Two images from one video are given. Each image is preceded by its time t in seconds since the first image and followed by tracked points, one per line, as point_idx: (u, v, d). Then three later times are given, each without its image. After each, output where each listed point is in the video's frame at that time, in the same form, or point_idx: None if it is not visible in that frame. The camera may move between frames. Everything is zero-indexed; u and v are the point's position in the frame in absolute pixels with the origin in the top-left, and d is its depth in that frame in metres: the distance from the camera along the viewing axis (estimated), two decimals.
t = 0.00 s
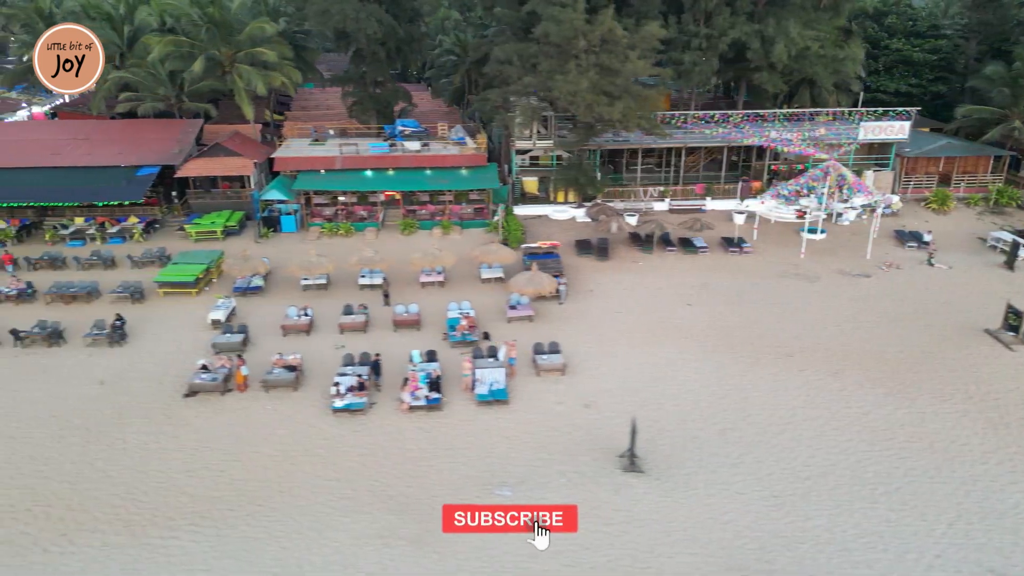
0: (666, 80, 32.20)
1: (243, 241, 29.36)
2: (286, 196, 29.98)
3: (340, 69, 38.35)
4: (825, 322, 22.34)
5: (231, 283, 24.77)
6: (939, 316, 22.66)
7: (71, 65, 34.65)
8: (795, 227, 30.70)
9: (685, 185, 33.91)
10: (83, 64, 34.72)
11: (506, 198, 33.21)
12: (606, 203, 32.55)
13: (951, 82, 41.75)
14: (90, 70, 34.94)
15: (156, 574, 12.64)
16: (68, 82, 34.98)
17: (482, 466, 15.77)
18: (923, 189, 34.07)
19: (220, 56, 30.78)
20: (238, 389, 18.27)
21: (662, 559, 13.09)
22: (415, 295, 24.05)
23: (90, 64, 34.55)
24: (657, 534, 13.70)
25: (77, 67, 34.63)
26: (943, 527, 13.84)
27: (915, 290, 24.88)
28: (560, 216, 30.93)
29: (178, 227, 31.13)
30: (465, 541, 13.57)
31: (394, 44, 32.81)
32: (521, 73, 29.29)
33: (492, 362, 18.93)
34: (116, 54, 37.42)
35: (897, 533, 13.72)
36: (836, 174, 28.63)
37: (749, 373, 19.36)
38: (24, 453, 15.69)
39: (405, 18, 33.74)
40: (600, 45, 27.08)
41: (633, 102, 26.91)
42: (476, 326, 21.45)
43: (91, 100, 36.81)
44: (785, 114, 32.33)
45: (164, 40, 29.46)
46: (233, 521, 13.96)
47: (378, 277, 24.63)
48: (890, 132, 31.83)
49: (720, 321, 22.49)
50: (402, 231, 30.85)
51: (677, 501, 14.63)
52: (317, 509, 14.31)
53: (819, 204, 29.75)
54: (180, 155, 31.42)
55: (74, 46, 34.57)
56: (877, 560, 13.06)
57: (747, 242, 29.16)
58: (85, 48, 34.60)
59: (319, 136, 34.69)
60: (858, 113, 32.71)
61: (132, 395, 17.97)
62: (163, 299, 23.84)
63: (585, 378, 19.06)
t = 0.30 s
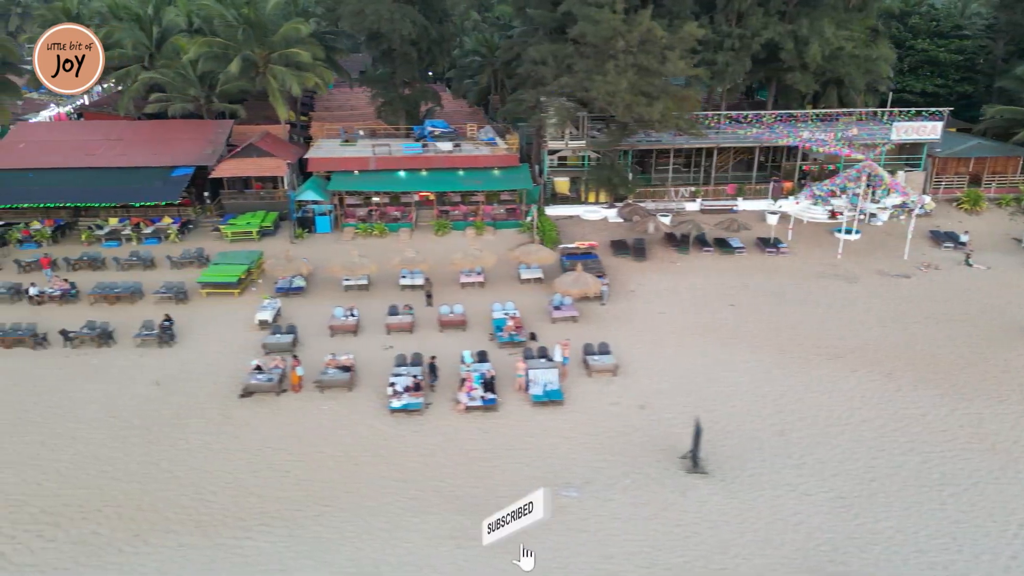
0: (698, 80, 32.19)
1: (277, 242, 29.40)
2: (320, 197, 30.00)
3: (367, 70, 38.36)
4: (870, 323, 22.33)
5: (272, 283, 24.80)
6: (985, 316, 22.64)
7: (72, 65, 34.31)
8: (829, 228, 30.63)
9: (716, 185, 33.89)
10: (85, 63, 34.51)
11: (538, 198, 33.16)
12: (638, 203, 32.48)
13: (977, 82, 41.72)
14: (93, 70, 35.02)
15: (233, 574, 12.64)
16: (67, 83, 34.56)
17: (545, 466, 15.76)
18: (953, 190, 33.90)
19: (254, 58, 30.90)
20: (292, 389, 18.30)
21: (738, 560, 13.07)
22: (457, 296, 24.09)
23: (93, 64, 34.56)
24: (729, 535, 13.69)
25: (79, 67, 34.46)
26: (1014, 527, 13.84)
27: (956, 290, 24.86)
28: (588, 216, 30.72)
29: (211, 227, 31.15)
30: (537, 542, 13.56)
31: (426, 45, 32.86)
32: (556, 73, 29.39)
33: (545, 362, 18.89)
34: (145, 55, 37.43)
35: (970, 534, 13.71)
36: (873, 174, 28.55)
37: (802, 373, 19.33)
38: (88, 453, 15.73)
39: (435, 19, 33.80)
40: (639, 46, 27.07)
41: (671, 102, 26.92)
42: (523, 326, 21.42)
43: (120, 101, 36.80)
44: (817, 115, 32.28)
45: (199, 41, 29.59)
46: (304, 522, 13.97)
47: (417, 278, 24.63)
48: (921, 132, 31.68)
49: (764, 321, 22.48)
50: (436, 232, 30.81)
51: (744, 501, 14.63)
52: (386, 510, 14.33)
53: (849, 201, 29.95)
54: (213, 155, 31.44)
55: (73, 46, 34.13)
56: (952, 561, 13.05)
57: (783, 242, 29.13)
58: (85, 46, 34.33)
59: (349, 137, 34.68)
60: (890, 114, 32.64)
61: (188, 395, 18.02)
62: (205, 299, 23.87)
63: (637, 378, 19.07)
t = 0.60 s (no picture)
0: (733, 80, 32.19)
1: (315, 243, 29.48)
2: (357, 198, 30.10)
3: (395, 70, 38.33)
4: (919, 323, 22.31)
5: (316, 283, 24.84)
6: None
7: (72, 65, 35.24)
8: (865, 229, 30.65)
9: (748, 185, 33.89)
10: (85, 64, 35.54)
11: (572, 198, 33.20)
12: (672, 203, 32.48)
13: (1005, 82, 41.48)
14: (92, 71, 35.88)
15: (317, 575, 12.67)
16: (66, 83, 35.52)
17: (612, 467, 15.76)
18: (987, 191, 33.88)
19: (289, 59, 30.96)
20: (351, 389, 18.34)
21: (817, 562, 13.06)
22: (501, 297, 24.11)
23: (92, 65, 35.59)
24: (806, 535, 13.69)
25: (79, 67, 35.44)
26: None
27: (1000, 291, 24.85)
28: (622, 217, 30.66)
29: (246, 227, 31.20)
30: (614, 542, 13.57)
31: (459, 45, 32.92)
32: (593, 73, 29.36)
33: (601, 363, 18.88)
34: (175, 55, 37.38)
35: None
36: (911, 175, 28.47)
37: (857, 374, 19.33)
38: (155, 454, 15.77)
39: (467, 19, 33.79)
40: (679, 46, 27.11)
41: (711, 103, 26.94)
42: (572, 327, 21.42)
43: (150, 102, 36.73)
44: (851, 115, 32.28)
45: (237, 41, 29.69)
46: (379, 522, 13.99)
47: (459, 278, 24.66)
48: (955, 132, 31.54)
49: (812, 322, 22.47)
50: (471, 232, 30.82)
51: (817, 502, 14.63)
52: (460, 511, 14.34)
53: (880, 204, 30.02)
54: (248, 155, 31.50)
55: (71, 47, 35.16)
56: None
57: (820, 242, 29.13)
58: (85, 48, 35.42)
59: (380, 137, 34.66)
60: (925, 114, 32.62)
61: (247, 395, 18.06)
62: (250, 299, 23.88)
63: (693, 378, 19.07)
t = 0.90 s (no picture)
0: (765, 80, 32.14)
1: (350, 243, 29.48)
2: (390, 198, 30.11)
3: (422, 70, 38.29)
4: (963, 324, 22.25)
5: (355, 284, 24.85)
6: None
7: (71, 64, 35.23)
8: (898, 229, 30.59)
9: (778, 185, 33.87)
10: (84, 64, 35.70)
11: (603, 199, 33.14)
12: (703, 203, 32.45)
13: None
14: (92, 71, 35.98)
15: (392, 574, 12.69)
16: (66, 82, 35.47)
17: (673, 467, 15.73)
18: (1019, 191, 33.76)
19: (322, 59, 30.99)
20: (404, 389, 18.42)
21: (891, 563, 13.06)
22: (542, 297, 24.10)
23: (92, 64, 35.63)
24: (876, 537, 13.67)
25: (77, 67, 35.38)
26: None
27: None
28: (655, 217, 30.64)
29: (279, 228, 31.24)
30: (685, 542, 13.53)
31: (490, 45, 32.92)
32: (627, 73, 29.36)
33: (653, 364, 18.86)
34: (203, 56, 37.36)
35: None
36: (947, 175, 28.31)
37: (909, 375, 19.31)
38: (217, 455, 15.82)
39: (497, 19, 33.78)
40: (717, 46, 27.10)
41: (749, 102, 26.92)
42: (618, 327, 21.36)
43: (177, 101, 36.70)
44: (884, 115, 32.26)
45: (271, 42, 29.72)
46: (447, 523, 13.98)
47: (498, 279, 24.68)
48: (987, 132, 31.37)
49: (857, 322, 22.41)
50: (503, 232, 30.76)
51: (883, 504, 14.60)
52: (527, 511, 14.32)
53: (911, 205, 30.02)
54: (281, 156, 31.56)
55: (72, 46, 35.28)
56: None
57: (855, 242, 29.09)
58: (85, 47, 35.49)
59: (409, 137, 34.64)
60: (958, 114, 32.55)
61: (301, 397, 18.10)
62: (292, 300, 23.89)
63: (745, 379, 19.03)
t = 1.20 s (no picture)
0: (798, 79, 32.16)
1: (386, 243, 29.54)
2: (426, 198, 30.12)
3: (451, 70, 38.30)
4: (1012, 324, 22.22)
5: (397, 284, 24.85)
6: None
7: (71, 65, 33.55)
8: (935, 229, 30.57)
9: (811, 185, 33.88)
10: (84, 66, 33.65)
11: (635, 199, 33.15)
12: (736, 203, 32.42)
13: None
14: (91, 72, 33.92)
15: (472, 574, 12.71)
16: (66, 81, 34.12)
17: (739, 467, 15.71)
18: None
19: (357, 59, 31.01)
20: (460, 389, 18.43)
21: (971, 564, 13.04)
22: (585, 298, 24.11)
23: (89, 66, 33.56)
24: (953, 538, 13.64)
25: (77, 68, 33.60)
26: None
27: None
28: (690, 217, 30.66)
29: (314, 228, 31.29)
30: (761, 544, 13.51)
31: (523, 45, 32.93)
32: (664, 73, 29.37)
33: (708, 365, 18.80)
34: (233, 56, 37.33)
35: None
36: (984, 175, 28.23)
37: (963, 375, 19.28)
38: (283, 455, 15.86)
39: (529, 19, 33.82)
40: (756, 46, 27.11)
41: (789, 103, 26.92)
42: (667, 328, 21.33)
43: (204, 100, 36.35)
44: (918, 115, 32.26)
45: (308, 42, 29.78)
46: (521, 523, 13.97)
47: (539, 280, 24.77)
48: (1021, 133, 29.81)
49: (904, 322, 22.39)
50: (538, 232, 30.70)
51: (955, 505, 14.58)
52: (599, 511, 14.31)
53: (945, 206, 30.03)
54: (315, 156, 31.62)
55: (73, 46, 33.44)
56: None
57: (893, 242, 29.04)
58: (85, 49, 33.33)
59: (440, 137, 34.67)
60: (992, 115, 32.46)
61: (358, 397, 18.13)
62: (336, 300, 23.92)
63: (800, 380, 19.01)
